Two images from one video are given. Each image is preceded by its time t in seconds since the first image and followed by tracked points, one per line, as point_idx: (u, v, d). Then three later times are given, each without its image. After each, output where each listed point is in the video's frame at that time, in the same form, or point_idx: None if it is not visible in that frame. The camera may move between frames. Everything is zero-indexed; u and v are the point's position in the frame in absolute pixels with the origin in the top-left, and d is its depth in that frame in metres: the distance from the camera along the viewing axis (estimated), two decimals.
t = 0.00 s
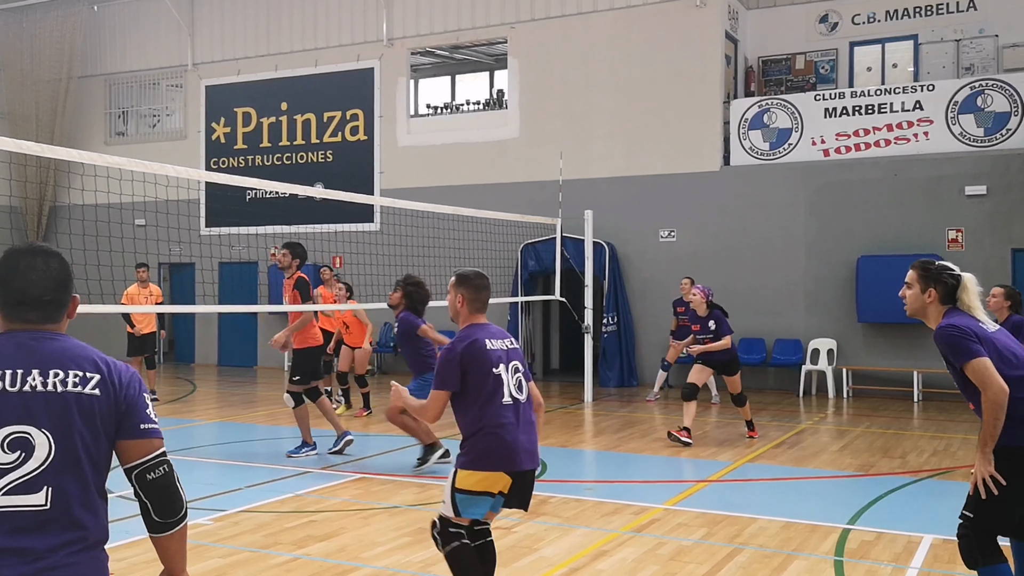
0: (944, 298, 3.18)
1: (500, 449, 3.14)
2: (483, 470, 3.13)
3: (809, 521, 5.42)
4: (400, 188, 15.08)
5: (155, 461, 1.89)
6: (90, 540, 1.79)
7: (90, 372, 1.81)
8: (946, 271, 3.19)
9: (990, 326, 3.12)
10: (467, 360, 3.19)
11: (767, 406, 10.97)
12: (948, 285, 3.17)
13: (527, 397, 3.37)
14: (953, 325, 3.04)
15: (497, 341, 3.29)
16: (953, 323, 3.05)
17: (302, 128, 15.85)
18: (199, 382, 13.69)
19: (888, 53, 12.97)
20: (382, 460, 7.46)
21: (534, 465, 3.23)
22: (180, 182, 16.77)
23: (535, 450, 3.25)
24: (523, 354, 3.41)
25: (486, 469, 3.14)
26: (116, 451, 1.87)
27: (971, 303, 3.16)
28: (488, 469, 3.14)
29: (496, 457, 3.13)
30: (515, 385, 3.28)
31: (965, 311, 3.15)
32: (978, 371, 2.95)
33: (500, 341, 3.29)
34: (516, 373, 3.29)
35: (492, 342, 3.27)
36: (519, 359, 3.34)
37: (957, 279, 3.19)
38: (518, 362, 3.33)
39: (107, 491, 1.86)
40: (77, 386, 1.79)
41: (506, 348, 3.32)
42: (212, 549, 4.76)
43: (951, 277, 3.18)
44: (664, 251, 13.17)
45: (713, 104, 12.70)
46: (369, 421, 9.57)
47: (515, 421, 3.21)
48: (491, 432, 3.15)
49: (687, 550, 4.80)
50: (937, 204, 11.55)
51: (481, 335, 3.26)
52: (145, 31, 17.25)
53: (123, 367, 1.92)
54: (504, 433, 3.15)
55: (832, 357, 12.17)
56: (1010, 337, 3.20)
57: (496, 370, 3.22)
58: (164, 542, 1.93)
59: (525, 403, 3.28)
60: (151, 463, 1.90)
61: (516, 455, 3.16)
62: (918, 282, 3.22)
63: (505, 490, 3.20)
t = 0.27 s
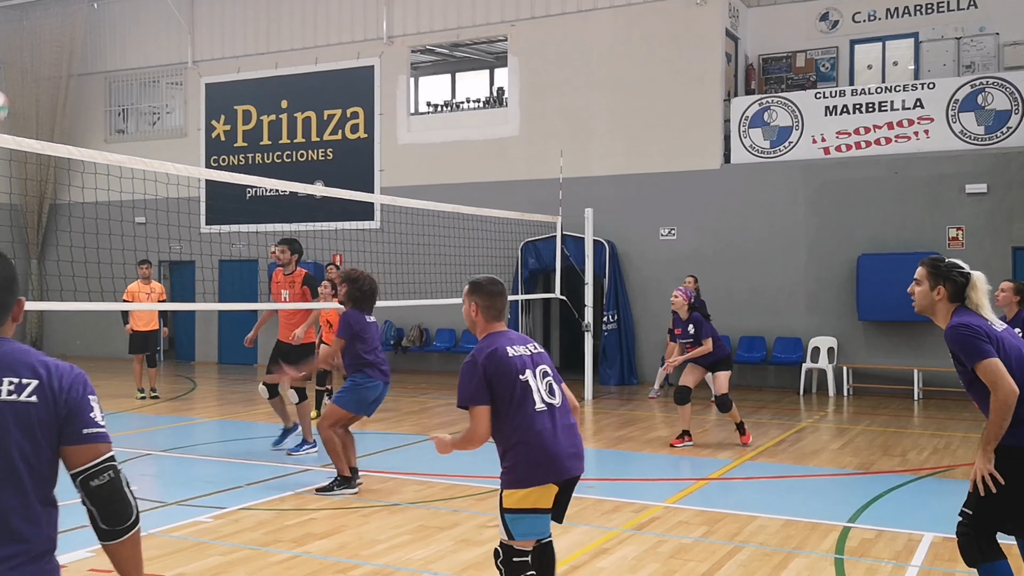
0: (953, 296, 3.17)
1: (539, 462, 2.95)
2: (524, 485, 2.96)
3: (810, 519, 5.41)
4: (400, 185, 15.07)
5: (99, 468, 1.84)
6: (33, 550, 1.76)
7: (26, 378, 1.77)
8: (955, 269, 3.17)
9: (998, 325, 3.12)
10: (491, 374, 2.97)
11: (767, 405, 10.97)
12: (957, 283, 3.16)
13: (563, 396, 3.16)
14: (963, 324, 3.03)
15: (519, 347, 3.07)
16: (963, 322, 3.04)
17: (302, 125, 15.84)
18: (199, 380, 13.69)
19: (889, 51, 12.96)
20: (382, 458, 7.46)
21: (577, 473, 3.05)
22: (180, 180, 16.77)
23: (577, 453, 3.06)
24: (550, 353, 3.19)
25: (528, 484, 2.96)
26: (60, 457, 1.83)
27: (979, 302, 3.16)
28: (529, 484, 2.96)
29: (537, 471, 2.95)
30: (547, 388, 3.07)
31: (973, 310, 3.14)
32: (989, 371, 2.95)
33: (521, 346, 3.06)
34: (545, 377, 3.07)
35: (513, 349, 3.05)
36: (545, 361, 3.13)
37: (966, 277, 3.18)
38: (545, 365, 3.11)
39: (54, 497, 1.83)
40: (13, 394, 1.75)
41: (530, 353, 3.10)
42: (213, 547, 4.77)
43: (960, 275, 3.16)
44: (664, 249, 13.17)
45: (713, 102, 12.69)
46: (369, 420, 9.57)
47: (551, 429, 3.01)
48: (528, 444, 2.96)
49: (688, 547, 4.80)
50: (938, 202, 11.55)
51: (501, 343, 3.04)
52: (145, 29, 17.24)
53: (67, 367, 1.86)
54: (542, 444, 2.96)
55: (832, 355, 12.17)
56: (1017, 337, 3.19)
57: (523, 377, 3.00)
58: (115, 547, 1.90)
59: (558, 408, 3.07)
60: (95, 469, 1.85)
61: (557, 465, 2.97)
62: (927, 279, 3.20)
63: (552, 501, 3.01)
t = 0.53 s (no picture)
0: (957, 286, 3.16)
1: (580, 450, 2.90)
2: (567, 472, 2.91)
3: (809, 518, 5.42)
4: (400, 184, 15.07)
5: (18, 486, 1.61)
6: None
7: None
8: (959, 259, 3.17)
9: (1002, 316, 3.11)
10: (525, 365, 2.89)
11: (767, 404, 10.97)
12: (962, 273, 3.15)
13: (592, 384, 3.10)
14: (967, 314, 3.03)
15: (547, 337, 2.98)
16: (967, 311, 3.04)
17: (302, 124, 15.83)
18: (199, 378, 13.70)
19: (889, 49, 12.95)
20: (382, 456, 7.46)
21: (614, 458, 3.02)
22: (180, 178, 16.78)
23: (613, 438, 3.02)
24: (577, 341, 3.12)
25: (570, 472, 2.91)
26: None
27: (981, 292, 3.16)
28: (571, 472, 2.91)
29: (579, 459, 2.90)
30: (577, 376, 3.01)
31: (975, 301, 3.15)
32: (988, 360, 2.95)
33: (550, 336, 2.98)
34: (574, 365, 3.01)
35: (542, 339, 2.96)
36: (573, 349, 3.07)
37: (970, 267, 3.18)
38: (573, 352, 3.05)
39: None
40: None
41: (558, 342, 3.02)
42: (213, 545, 4.77)
43: (964, 265, 3.16)
44: (664, 248, 13.17)
45: (713, 101, 12.69)
46: (369, 418, 9.57)
47: (587, 416, 2.96)
48: (566, 433, 2.91)
49: (688, 546, 4.81)
50: (938, 200, 11.55)
51: (529, 333, 2.95)
52: (145, 26, 17.23)
53: None
54: (581, 431, 2.92)
55: (832, 354, 12.17)
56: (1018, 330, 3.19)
57: (555, 367, 2.93)
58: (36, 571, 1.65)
59: (589, 395, 3.03)
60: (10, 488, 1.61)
61: (597, 451, 2.93)
62: (931, 269, 3.20)
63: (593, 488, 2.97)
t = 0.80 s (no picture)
0: (953, 279, 3.14)
1: (579, 501, 2.75)
2: (557, 516, 2.76)
3: (810, 517, 5.41)
4: (400, 182, 15.06)
5: None
6: None
7: None
8: (956, 251, 3.15)
9: (996, 313, 3.10)
10: (560, 400, 2.79)
11: (767, 402, 10.96)
12: (958, 266, 3.14)
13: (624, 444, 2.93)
14: (968, 307, 3.00)
15: (592, 386, 2.84)
16: (968, 304, 3.01)
17: (302, 122, 15.82)
18: (199, 377, 13.69)
19: (890, 48, 12.93)
20: (383, 454, 7.46)
21: (620, 524, 2.83)
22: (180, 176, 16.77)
23: (622, 503, 2.84)
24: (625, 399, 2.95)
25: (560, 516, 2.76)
26: None
27: (976, 285, 3.15)
28: (563, 517, 2.76)
29: (576, 510, 2.75)
30: (606, 431, 2.85)
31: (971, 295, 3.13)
32: (988, 354, 2.91)
33: (594, 383, 2.84)
34: (607, 421, 2.85)
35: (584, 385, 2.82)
36: (616, 406, 2.91)
37: (966, 261, 3.17)
38: (614, 409, 2.89)
39: None
40: None
41: (601, 392, 2.86)
42: (212, 544, 4.77)
43: (961, 258, 3.15)
44: (665, 246, 13.16)
45: (713, 99, 12.68)
46: (369, 416, 9.56)
47: (602, 472, 2.80)
48: (567, 481, 2.77)
49: (688, 545, 4.80)
50: (938, 199, 11.54)
51: (571, 374, 2.82)
52: (145, 25, 17.22)
53: None
54: (586, 484, 2.76)
55: (832, 352, 12.17)
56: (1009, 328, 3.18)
57: (582, 415, 2.80)
58: None
59: (613, 454, 2.86)
60: None
61: (596, 509, 2.76)
62: (929, 260, 3.17)
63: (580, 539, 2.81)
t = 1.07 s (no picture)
0: (946, 253, 3.13)
1: (528, 475, 2.98)
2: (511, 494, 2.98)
3: (809, 513, 5.42)
4: (400, 179, 15.05)
5: None
6: None
7: None
8: (949, 225, 3.14)
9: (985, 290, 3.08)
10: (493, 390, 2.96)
11: (767, 399, 10.96)
12: (950, 239, 3.12)
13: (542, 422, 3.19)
14: (956, 284, 2.99)
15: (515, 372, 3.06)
16: (955, 281, 3.00)
17: (302, 120, 15.80)
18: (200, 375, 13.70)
19: (889, 44, 12.91)
20: (383, 452, 7.47)
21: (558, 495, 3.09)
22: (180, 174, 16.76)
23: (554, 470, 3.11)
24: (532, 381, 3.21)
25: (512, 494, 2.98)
26: None
27: (969, 258, 3.14)
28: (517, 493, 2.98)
29: (527, 483, 2.98)
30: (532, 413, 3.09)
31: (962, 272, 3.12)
32: (970, 333, 2.90)
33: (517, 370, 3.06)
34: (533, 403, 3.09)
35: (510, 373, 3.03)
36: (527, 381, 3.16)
37: (959, 234, 3.15)
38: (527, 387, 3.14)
39: None
40: None
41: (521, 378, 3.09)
42: (212, 541, 4.77)
43: (954, 231, 3.13)
44: (664, 243, 13.16)
45: (713, 96, 12.67)
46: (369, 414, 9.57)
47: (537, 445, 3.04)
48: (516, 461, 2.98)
49: (687, 541, 4.81)
50: (938, 195, 11.53)
51: (500, 365, 3.01)
52: (144, 22, 17.20)
53: None
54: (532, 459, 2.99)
55: (832, 349, 12.17)
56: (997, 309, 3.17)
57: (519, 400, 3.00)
58: None
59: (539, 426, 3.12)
60: None
61: (541, 480, 3.01)
62: (922, 234, 3.15)
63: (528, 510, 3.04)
